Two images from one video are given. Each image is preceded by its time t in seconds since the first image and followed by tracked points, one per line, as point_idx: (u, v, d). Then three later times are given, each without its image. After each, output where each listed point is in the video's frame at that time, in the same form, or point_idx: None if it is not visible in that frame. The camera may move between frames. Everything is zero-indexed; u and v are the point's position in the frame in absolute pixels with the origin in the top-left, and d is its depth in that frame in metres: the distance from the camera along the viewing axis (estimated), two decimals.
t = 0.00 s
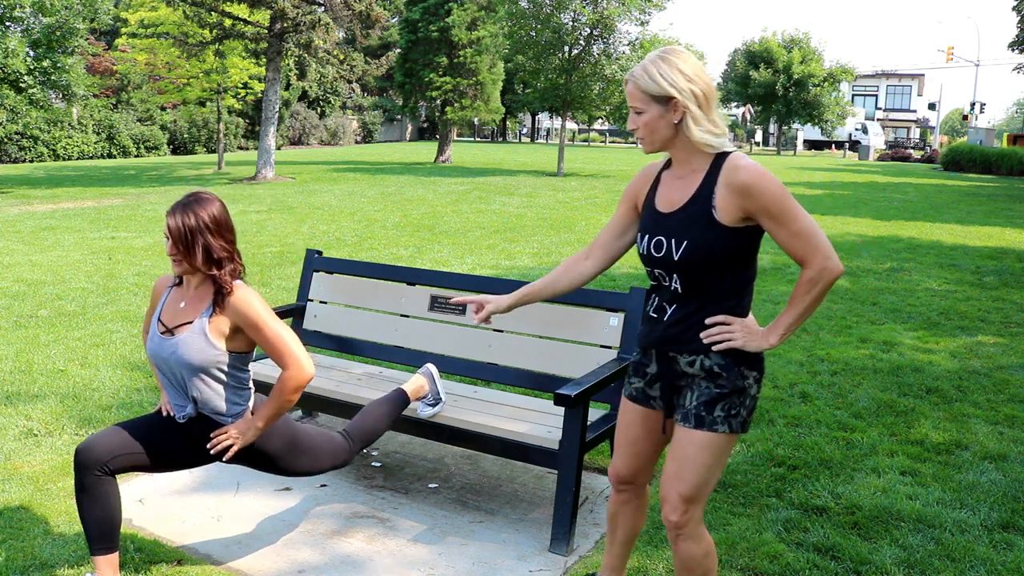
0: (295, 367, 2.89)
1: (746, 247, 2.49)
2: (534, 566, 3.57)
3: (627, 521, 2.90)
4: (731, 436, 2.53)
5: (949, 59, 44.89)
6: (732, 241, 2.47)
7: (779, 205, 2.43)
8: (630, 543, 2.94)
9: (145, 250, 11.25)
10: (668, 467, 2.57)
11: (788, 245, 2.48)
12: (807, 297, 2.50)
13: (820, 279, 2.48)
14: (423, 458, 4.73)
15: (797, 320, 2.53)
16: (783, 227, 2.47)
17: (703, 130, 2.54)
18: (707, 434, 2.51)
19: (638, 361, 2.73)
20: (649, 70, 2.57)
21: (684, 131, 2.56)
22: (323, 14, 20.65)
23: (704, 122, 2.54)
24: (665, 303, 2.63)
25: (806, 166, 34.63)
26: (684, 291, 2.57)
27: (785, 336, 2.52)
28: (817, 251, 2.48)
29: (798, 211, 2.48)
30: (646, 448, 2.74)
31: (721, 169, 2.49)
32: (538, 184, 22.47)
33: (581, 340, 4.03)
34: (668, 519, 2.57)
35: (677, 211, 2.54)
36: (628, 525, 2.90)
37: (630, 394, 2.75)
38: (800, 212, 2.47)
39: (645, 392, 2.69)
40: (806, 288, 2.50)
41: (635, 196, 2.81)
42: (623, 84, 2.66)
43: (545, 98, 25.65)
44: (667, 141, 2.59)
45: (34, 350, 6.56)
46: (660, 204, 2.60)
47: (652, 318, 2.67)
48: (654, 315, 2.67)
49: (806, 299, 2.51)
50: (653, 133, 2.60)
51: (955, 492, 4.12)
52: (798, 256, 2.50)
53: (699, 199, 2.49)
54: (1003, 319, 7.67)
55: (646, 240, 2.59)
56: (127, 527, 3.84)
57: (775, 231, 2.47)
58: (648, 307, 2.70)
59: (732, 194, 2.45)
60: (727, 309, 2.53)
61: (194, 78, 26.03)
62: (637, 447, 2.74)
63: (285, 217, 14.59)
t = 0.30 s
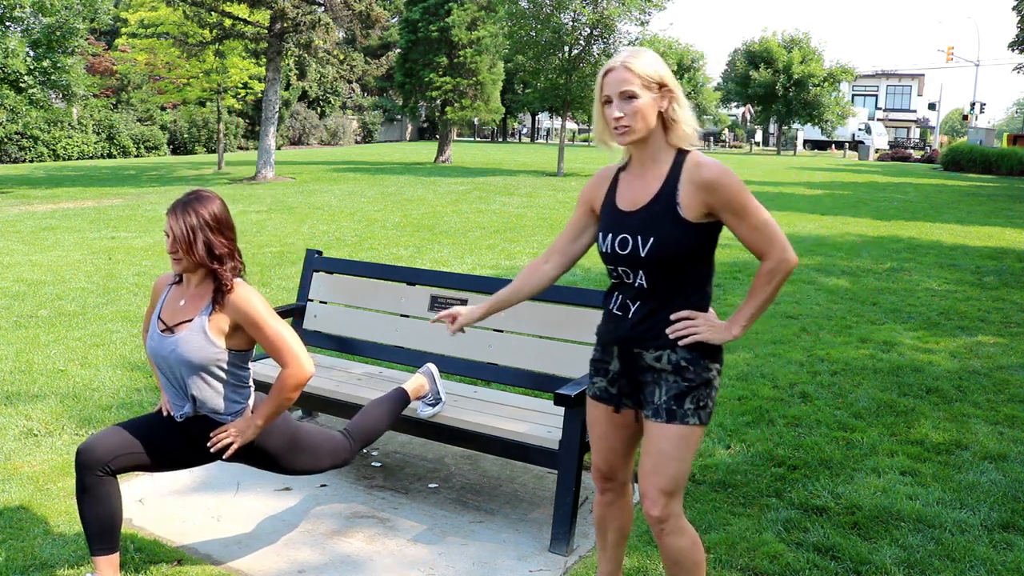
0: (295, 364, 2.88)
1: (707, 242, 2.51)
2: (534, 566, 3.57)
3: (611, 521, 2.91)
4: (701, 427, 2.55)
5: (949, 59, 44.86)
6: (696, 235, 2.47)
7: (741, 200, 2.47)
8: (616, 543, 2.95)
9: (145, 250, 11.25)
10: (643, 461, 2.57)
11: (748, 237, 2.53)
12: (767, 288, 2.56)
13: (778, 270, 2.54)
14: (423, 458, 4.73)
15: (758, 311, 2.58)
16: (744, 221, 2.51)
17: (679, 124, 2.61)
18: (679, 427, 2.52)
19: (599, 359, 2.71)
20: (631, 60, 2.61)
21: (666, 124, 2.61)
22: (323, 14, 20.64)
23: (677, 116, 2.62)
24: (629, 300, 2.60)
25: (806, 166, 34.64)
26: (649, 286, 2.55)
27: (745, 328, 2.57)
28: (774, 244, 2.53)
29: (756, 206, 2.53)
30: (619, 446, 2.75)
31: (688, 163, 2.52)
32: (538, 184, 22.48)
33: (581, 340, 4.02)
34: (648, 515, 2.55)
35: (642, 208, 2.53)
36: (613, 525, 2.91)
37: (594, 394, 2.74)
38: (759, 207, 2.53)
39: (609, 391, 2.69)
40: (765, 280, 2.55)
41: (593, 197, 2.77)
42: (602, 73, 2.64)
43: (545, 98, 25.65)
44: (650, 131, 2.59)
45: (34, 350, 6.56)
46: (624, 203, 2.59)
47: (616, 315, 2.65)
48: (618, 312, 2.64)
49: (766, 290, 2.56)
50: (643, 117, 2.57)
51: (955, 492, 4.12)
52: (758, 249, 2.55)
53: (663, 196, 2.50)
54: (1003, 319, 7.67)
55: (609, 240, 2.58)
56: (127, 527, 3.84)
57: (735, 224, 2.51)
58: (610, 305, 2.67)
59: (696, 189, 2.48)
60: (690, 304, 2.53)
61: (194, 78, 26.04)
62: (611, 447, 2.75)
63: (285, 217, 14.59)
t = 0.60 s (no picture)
0: (293, 369, 2.89)
1: (673, 233, 2.57)
2: (534, 566, 3.57)
3: (605, 518, 2.92)
4: (684, 415, 2.59)
5: (949, 59, 44.84)
6: (663, 226, 2.54)
7: (702, 189, 2.54)
8: (612, 540, 2.96)
9: (145, 250, 11.25)
10: (632, 454, 2.59)
11: (709, 224, 2.62)
12: (731, 271, 2.65)
13: (739, 253, 2.64)
14: (423, 458, 4.73)
15: (725, 295, 2.67)
16: (704, 209, 2.59)
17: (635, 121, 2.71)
18: (664, 416, 2.56)
19: (575, 357, 2.74)
20: (590, 62, 2.69)
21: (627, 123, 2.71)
22: (323, 14, 20.64)
23: (632, 112, 2.73)
24: (604, 297, 2.63)
25: (806, 166, 34.63)
26: (622, 282, 2.59)
27: (716, 313, 2.66)
28: (734, 228, 2.63)
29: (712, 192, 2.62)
30: (604, 441, 2.78)
31: (645, 156, 2.59)
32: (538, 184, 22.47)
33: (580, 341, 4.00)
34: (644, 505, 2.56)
35: (607, 205, 2.58)
36: (607, 522, 2.92)
37: (573, 393, 2.77)
38: (717, 194, 2.61)
39: (588, 388, 2.72)
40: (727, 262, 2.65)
41: (555, 200, 2.83)
42: (563, 75, 2.70)
43: (545, 98, 25.64)
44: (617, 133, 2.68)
45: (34, 350, 6.56)
46: (588, 202, 2.64)
47: (590, 312, 2.67)
48: (592, 309, 2.66)
49: (729, 273, 2.66)
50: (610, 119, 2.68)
51: (955, 492, 4.12)
52: (719, 233, 2.64)
53: (626, 191, 2.56)
54: (1003, 319, 7.68)
55: (578, 239, 2.62)
56: (127, 527, 3.84)
57: (696, 213, 2.59)
58: (583, 302, 2.69)
59: (657, 182, 2.55)
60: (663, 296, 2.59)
61: (194, 78, 26.04)
62: (596, 443, 2.78)
63: (285, 217, 14.59)
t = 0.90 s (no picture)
0: (295, 330, 2.75)
1: (656, 231, 2.59)
2: (534, 566, 3.57)
3: (600, 516, 2.92)
4: (675, 405, 2.61)
5: (948, 59, 44.87)
6: (645, 223, 2.57)
7: (679, 182, 2.57)
8: (609, 538, 2.95)
9: (145, 250, 11.25)
10: (627, 447, 2.58)
11: (689, 217, 2.64)
12: (714, 261, 2.68)
13: (720, 242, 2.67)
14: (423, 458, 4.73)
15: (710, 284, 2.71)
16: (683, 203, 2.61)
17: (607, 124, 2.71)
18: (657, 406, 2.57)
19: (565, 356, 2.76)
20: (562, 67, 2.70)
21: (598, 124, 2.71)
22: (323, 14, 20.64)
23: (605, 115, 2.74)
24: (593, 296, 2.66)
25: (806, 166, 34.63)
26: (609, 280, 2.61)
27: (702, 305, 2.69)
28: (713, 218, 2.65)
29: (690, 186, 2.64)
30: (597, 437, 2.80)
31: (622, 154, 2.62)
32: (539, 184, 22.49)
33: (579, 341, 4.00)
34: (639, 498, 2.53)
35: (589, 207, 2.59)
36: (602, 521, 2.92)
37: (565, 391, 2.78)
38: (695, 186, 2.63)
39: (580, 385, 2.73)
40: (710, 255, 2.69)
41: (537, 204, 2.83)
42: (536, 81, 2.70)
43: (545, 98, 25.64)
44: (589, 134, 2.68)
45: (34, 350, 6.56)
46: (569, 206, 2.65)
47: (579, 311, 2.70)
48: (580, 308, 2.69)
49: (712, 263, 2.69)
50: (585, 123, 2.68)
51: (955, 492, 4.12)
52: (698, 226, 2.67)
53: (604, 193, 2.58)
54: (1003, 319, 7.68)
55: (562, 242, 2.63)
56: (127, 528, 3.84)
57: (675, 208, 2.61)
58: (571, 302, 2.72)
59: (635, 179, 2.57)
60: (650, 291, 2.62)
61: (194, 78, 26.05)
62: (590, 440, 2.79)
63: (285, 217, 14.59)
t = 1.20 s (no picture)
0: (307, 265, 3.02)
1: (649, 232, 2.59)
2: (534, 566, 3.57)
3: (600, 515, 2.92)
4: (669, 408, 2.61)
5: (948, 58, 44.87)
6: (637, 224, 2.56)
7: (673, 182, 2.54)
8: (609, 537, 2.95)
9: (145, 250, 11.25)
10: (621, 449, 2.59)
11: (685, 217, 2.62)
12: (709, 263, 2.66)
13: (716, 244, 2.65)
14: (423, 458, 4.73)
15: (705, 287, 2.68)
16: (678, 203, 2.59)
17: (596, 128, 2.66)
18: (650, 409, 2.58)
19: (563, 354, 2.76)
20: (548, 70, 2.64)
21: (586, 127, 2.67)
22: (323, 14, 20.65)
23: (601, 115, 2.70)
24: (587, 295, 2.66)
25: (806, 166, 34.63)
26: (602, 280, 2.61)
27: (696, 308, 2.66)
28: (709, 219, 2.63)
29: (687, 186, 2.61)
30: (595, 436, 2.80)
31: (617, 155, 2.61)
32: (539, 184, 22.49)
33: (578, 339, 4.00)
34: (634, 499, 2.55)
35: (582, 206, 2.59)
36: (602, 519, 2.92)
37: (563, 390, 2.79)
38: (691, 186, 2.60)
39: (575, 383, 2.74)
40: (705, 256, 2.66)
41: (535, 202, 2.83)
42: (522, 85, 2.68)
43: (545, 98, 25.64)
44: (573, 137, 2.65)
45: (34, 350, 6.56)
46: (564, 204, 2.65)
47: (573, 310, 2.70)
48: (575, 306, 2.69)
49: (708, 264, 2.66)
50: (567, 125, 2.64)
51: (955, 492, 4.12)
52: (694, 226, 2.65)
53: (596, 191, 2.58)
54: (1003, 319, 7.68)
55: (556, 240, 2.63)
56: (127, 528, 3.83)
57: (670, 208, 2.59)
58: (566, 300, 2.72)
59: (628, 178, 2.56)
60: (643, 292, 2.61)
61: (194, 78, 26.05)
62: (588, 439, 2.80)
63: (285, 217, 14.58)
